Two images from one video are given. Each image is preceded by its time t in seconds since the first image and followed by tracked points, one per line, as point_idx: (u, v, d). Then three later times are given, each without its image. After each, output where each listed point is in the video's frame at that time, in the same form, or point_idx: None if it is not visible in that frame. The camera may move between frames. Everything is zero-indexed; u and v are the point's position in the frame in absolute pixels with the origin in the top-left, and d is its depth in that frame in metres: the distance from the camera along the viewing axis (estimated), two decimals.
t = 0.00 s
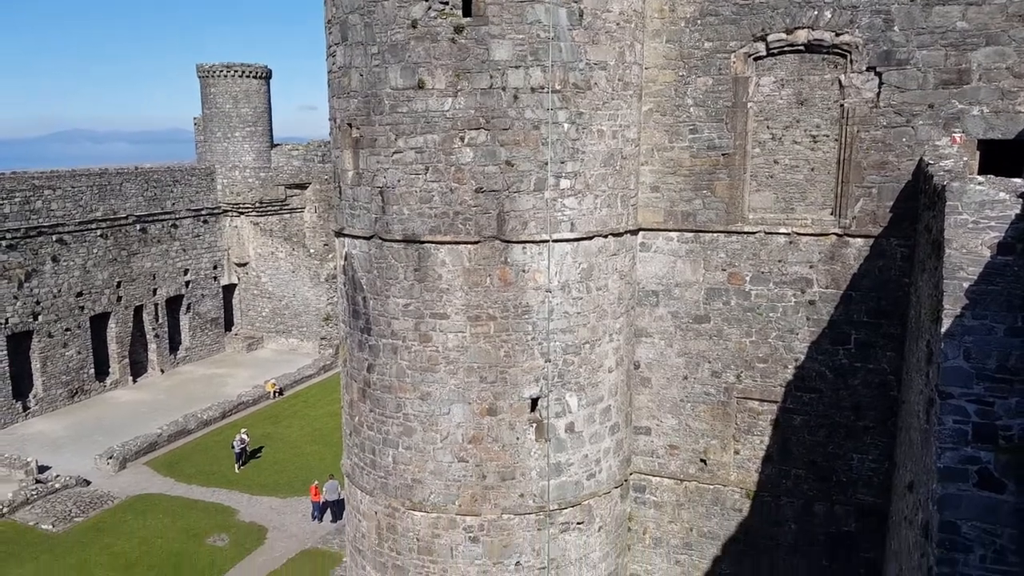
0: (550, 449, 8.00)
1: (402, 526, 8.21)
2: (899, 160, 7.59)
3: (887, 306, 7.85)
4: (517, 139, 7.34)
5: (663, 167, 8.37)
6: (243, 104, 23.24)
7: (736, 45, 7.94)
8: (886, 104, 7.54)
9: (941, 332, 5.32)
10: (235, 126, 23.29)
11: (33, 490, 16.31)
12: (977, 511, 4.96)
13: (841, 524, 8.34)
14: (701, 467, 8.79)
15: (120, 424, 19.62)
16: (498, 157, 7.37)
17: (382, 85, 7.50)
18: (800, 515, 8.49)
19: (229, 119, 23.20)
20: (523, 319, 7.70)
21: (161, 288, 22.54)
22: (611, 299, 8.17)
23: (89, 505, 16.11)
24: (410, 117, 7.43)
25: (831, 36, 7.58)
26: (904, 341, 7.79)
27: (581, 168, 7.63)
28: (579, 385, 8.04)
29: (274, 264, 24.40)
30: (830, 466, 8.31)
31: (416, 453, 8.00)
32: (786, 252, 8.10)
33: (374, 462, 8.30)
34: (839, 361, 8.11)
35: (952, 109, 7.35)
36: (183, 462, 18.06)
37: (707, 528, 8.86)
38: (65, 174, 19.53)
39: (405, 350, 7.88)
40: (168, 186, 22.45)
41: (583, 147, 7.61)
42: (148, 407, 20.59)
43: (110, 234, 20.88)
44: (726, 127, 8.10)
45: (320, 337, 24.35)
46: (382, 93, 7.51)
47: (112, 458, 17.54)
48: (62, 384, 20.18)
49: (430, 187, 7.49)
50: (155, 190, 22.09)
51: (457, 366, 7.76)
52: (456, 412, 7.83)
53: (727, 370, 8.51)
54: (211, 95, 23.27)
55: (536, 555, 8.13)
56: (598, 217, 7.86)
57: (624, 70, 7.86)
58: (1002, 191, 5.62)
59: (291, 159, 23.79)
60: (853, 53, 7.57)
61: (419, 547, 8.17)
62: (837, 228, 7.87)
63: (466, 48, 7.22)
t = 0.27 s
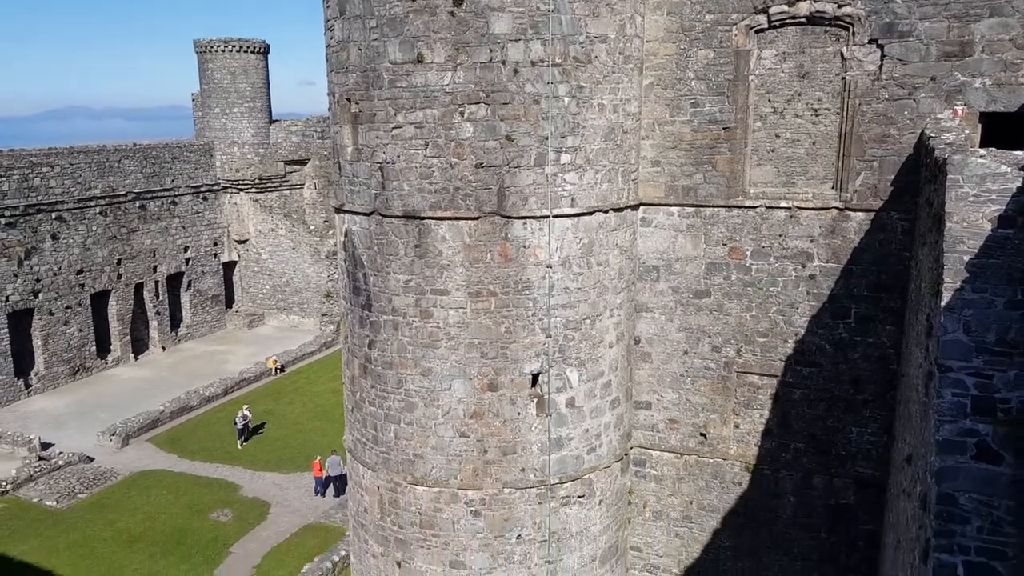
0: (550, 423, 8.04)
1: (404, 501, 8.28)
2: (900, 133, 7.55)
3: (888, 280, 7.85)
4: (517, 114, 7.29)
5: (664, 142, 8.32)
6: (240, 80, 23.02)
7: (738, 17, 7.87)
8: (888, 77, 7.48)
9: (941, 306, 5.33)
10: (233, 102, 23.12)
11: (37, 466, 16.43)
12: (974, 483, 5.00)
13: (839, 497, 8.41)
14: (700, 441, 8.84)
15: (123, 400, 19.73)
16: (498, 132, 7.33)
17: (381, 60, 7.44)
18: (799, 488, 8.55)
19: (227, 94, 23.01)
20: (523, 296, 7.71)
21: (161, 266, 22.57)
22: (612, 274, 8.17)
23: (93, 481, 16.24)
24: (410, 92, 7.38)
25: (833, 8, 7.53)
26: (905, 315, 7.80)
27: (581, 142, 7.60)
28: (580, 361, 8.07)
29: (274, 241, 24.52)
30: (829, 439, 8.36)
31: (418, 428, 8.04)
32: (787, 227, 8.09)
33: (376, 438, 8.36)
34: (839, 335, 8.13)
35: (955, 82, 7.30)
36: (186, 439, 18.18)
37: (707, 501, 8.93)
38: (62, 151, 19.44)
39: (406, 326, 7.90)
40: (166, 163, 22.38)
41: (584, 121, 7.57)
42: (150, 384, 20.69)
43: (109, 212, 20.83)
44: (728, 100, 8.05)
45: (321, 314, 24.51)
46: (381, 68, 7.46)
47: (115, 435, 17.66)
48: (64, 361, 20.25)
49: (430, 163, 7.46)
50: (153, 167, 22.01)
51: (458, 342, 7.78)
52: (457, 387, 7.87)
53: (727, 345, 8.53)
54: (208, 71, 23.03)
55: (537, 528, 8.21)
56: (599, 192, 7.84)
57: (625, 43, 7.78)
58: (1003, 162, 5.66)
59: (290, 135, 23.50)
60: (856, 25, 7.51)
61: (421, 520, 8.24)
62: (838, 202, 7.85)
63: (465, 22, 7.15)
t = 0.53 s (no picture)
0: (550, 396, 8.08)
1: (405, 472, 8.35)
2: (903, 106, 7.51)
3: (888, 254, 7.85)
4: (517, 86, 7.24)
5: (665, 114, 8.26)
6: (238, 52, 22.88)
7: None
8: (892, 48, 7.43)
9: (941, 279, 5.32)
10: (230, 76, 23.00)
11: (39, 439, 16.53)
12: (971, 455, 5.03)
13: (836, 468, 8.48)
14: (699, 414, 8.89)
15: (125, 374, 19.81)
16: (498, 105, 7.28)
17: (379, 31, 7.37)
18: (797, 460, 8.62)
19: (224, 66, 22.93)
20: (523, 270, 7.70)
21: (160, 240, 22.55)
22: (612, 248, 8.16)
23: (96, 453, 16.34)
24: (409, 64, 7.31)
25: None
26: (904, 289, 7.81)
27: (582, 115, 7.55)
28: (579, 335, 8.09)
29: (274, 216, 24.48)
30: (827, 412, 8.41)
31: (418, 401, 8.08)
32: (788, 200, 8.07)
33: (377, 411, 8.40)
34: (838, 308, 8.14)
35: (959, 53, 7.24)
36: (188, 412, 18.27)
37: (705, 473, 9.00)
38: (60, 124, 19.32)
39: (406, 300, 7.90)
40: (164, 136, 22.25)
41: (584, 94, 7.52)
42: (151, 357, 20.76)
43: (107, 186, 20.75)
44: (729, 72, 7.99)
45: (321, 289, 24.55)
46: (379, 39, 7.38)
47: (117, 408, 17.75)
48: (65, 335, 20.29)
49: (429, 136, 7.41)
50: (151, 140, 21.89)
51: (458, 316, 7.79)
52: (457, 361, 7.89)
53: (726, 318, 8.54)
54: (205, 43, 22.83)
55: (536, 499, 8.28)
56: (599, 165, 7.80)
57: (626, 14, 7.70)
58: (1008, 136, 5.64)
59: (288, 108, 23.36)
60: None
61: (421, 492, 8.31)
62: (839, 175, 7.82)
63: None
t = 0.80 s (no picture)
0: (552, 369, 8.10)
1: (408, 444, 8.40)
2: (909, 75, 7.43)
3: (891, 225, 7.81)
4: (519, 56, 7.16)
5: (668, 84, 8.18)
6: (237, 23, 22.65)
7: None
8: (898, 16, 7.35)
9: (945, 250, 5.31)
10: (229, 47, 22.80)
11: (45, 413, 16.63)
12: (972, 425, 5.05)
13: (837, 439, 8.52)
14: (701, 386, 8.91)
15: (129, 347, 19.90)
16: (499, 75, 7.20)
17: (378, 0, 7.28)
18: (798, 431, 8.65)
19: (221, 38, 22.70)
20: (525, 242, 7.68)
21: (162, 214, 22.51)
22: (614, 220, 8.13)
23: (101, 426, 16.46)
24: (409, 34, 7.23)
25: None
26: (908, 260, 7.78)
27: (584, 85, 7.48)
28: (581, 307, 8.09)
29: (274, 188, 24.43)
30: (828, 383, 8.42)
31: (420, 374, 8.11)
32: (792, 170, 8.02)
33: (380, 383, 8.43)
34: (841, 280, 8.13)
35: (966, 21, 7.16)
36: (192, 385, 18.36)
37: (706, 444, 9.04)
38: (58, 97, 19.19)
39: (408, 274, 7.89)
40: (164, 109, 22.13)
41: (586, 63, 7.44)
42: (155, 332, 20.82)
43: (108, 159, 20.66)
44: (733, 41, 7.89)
45: (322, 262, 24.54)
46: (379, 9, 7.30)
47: (121, 381, 17.85)
48: (69, 309, 20.34)
49: (430, 107, 7.35)
50: (151, 113, 21.77)
51: (460, 289, 7.78)
52: (459, 333, 7.90)
53: (728, 290, 8.53)
54: (204, 14, 22.64)
55: (538, 471, 8.34)
56: (601, 136, 7.74)
57: None
58: (1014, 104, 5.56)
59: (287, 80, 23.32)
60: None
61: (424, 463, 8.36)
62: (843, 145, 7.76)
63: None
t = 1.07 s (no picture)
0: (555, 343, 8.09)
1: (413, 419, 8.43)
2: (916, 44, 7.32)
3: (897, 197, 7.75)
4: (521, 28, 7.08)
5: (672, 55, 8.09)
6: None
7: None
8: None
9: (951, 221, 5.26)
10: (229, 22, 22.65)
11: (52, 390, 16.73)
12: (977, 397, 5.04)
13: (841, 411, 8.53)
14: (705, 359, 8.91)
15: (134, 324, 19.97)
16: (501, 47, 7.12)
17: None
18: (802, 404, 8.66)
19: (220, 13, 22.57)
20: (528, 217, 7.65)
21: (164, 191, 22.47)
22: (617, 194, 8.08)
23: (108, 403, 16.57)
24: (410, 5, 7.15)
25: None
26: (914, 232, 7.74)
27: (587, 57, 7.39)
28: (585, 282, 8.07)
29: (276, 164, 24.41)
30: (833, 356, 8.42)
31: (424, 349, 8.11)
32: (797, 142, 7.94)
33: (384, 358, 8.44)
34: (846, 252, 8.09)
35: None
36: (198, 361, 18.43)
37: (710, 417, 9.06)
38: (58, 74, 19.08)
39: (411, 249, 7.86)
40: (164, 85, 22.03)
41: (589, 35, 7.35)
42: (160, 309, 20.87)
43: (109, 136, 20.58)
44: (738, 11, 7.79)
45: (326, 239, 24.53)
46: None
47: (128, 358, 17.93)
48: (73, 287, 20.41)
49: (431, 80, 7.28)
50: (151, 89, 21.67)
51: (463, 264, 7.76)
52: (463, 309, 7.89)
53: (733, 264, 8.50)
54: None
55: (542, 444, 8.38)
56: (605, 109, 7.67)
57: None
58: None
59: (287, 55, 23.42)
60: None
61: (429, 438, 8.40)
62: (850, 116, 7.67)
63: None
